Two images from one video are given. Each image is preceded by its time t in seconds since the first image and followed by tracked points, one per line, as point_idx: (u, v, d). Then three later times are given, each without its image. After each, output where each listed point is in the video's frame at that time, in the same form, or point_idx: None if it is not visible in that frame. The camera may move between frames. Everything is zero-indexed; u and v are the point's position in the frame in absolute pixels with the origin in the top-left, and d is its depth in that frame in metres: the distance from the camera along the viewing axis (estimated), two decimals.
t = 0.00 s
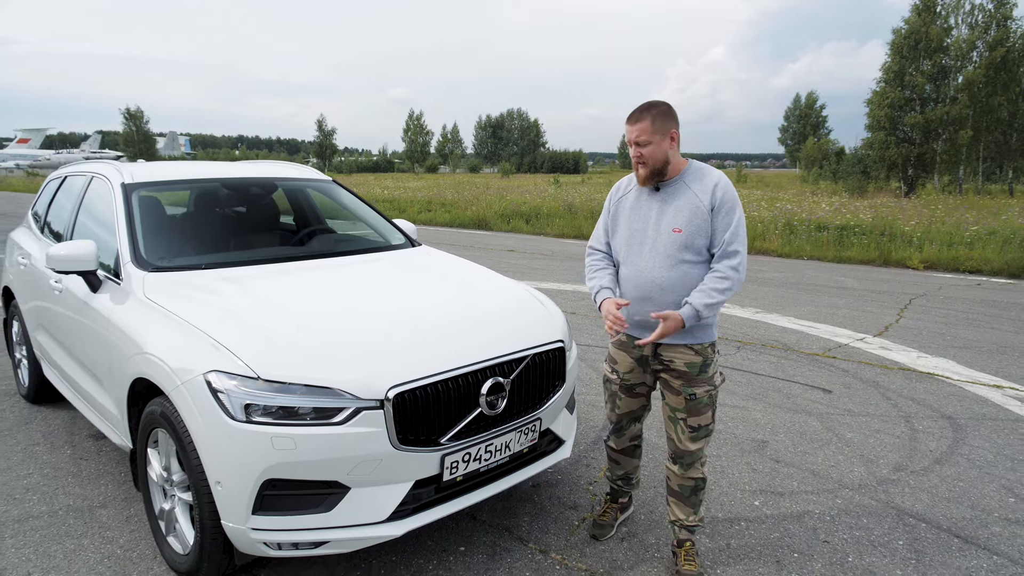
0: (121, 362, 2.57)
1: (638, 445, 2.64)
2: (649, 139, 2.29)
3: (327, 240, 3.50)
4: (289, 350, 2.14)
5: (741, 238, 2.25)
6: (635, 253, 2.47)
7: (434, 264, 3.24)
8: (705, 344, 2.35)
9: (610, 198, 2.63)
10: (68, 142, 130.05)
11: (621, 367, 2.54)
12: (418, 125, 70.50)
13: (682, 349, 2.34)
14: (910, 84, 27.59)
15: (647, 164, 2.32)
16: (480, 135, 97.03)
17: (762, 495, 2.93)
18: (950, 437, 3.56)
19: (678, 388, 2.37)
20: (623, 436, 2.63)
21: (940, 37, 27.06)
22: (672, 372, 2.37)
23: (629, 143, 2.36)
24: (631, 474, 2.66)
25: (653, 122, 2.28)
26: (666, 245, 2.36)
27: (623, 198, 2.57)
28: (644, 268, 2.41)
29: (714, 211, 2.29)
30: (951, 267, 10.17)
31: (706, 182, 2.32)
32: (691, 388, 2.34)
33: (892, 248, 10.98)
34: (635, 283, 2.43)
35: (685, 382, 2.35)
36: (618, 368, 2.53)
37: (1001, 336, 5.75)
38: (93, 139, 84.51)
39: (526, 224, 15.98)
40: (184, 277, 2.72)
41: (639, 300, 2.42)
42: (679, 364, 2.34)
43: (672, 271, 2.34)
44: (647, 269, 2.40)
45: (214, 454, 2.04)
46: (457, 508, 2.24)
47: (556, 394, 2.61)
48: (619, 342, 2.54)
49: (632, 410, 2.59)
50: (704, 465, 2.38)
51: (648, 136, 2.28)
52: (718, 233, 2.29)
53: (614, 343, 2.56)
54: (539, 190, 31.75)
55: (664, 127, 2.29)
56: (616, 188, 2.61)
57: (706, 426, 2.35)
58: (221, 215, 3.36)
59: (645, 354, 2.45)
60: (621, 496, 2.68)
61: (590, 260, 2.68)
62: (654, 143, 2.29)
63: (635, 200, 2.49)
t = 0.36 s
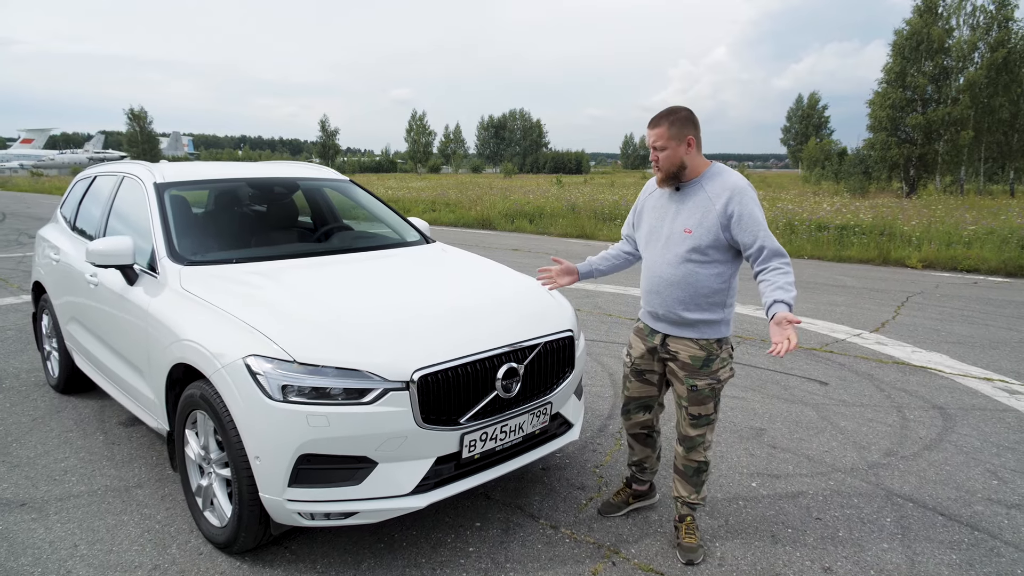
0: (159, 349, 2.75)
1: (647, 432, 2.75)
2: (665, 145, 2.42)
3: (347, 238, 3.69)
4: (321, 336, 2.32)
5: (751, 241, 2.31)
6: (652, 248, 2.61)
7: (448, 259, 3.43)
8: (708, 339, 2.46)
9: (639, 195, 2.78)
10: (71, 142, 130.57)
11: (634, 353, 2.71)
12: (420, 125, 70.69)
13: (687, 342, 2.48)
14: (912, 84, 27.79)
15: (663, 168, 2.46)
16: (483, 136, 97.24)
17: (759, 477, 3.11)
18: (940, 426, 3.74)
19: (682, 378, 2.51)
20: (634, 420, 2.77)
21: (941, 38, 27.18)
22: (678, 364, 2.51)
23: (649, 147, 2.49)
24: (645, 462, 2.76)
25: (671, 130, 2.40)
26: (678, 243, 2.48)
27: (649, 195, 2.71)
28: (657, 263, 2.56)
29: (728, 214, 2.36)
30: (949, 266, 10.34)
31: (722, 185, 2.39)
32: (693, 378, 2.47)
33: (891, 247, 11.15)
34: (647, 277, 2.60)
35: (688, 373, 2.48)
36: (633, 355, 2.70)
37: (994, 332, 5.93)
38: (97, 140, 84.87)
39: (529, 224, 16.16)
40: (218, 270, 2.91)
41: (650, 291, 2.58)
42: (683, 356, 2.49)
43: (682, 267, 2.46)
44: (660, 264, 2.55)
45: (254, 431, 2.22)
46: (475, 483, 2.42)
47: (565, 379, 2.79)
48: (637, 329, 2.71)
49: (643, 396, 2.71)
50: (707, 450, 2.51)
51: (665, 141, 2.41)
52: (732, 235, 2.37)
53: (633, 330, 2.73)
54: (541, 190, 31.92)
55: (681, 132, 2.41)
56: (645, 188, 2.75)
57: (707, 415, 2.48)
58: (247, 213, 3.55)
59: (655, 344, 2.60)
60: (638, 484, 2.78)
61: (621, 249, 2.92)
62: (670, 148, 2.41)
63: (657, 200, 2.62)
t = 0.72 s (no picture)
0: (193, 335, 2.92)
1: (653, 417, 2.91)
2: (700, 130, 2.58)
3: (365, 234, 3.87)
4: (349, 321, 2.51)
5: (757, 234, 2.46)
6: (665, 241, 2.78)
7: (461, 253, 3.62)
8: (713, 327, 2.61)
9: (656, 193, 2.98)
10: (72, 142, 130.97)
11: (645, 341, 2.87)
12: (421, 125, 70.85)
13: (693, 331, 2.65)
14: (911, 85, 28.03)
15: (693, 154, 2.59)
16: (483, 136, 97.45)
17: (757, 459, 3.29)
18: (929, 413, 3.93)
19: (687, 364, 2.68)
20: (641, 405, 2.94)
21: (940, 39, 27.34)
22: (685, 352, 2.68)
23: (677, 136, 2.64)
24: (651, 447, 2.90)
25: (704, 120, 2.58)
26: (690, 235, 2.66)
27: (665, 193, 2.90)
28: (669, 254, 2.74)
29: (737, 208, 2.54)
30: (945, 265, 10.54)
31: (733, 183, 2.57)
32: (698, 365, 2.64)
33: (888, 245, 11.33)
34: (659, 267, 2.77)
35: (694, 360, 2.65)
36: (642, 343, 2.86)
37: (985, 327, 6.13)
38: (98, 140, 85.05)
39: (531, 224, 16.34)
40: (248, 261, 3.09)
41: (661, 280, 2.75)
42: (690, 344, 2.65)
43: (692, 258, 2.63)
44: (671, 255, 2.72)
45: (288, 409, 2.40)
46: (490, 460, 2.60)
47: (574, 364, 2.97)
48: (648, 319, 2.87)
49: (651, 383, 2.87)
50: (709, 431, 2.68)
51: (699, 128, 2.58)
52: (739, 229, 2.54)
53: (645, 320, 2.90)
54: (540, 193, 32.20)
55: (712, 123, 2.60)
56: (661, 185, 2.93)
57: (709, 400, 2.65)
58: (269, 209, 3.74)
59: (664, 333, 2.76)
60: (646, 468, 2.92)
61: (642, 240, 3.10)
62: (704, 134, 2.58)
63: (672, 196, 2.81)
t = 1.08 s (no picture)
0: (224, 321, 3.09)
1: (659, 402, 3.05)
2: (725, 129, 2.74)
3: (381, 228, 4.05)
4: (375, 305, 2.68)
5: (774, 227, 2.64)
6: (680, 232, 2.89)
7: (474, 245, 3.80)
8: (728, 313, 2.78)
9: (664, 185, 3.07)
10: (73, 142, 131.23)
11: (656, 330, 2.97)
12: (422, 126, 71.03)
13: (709, 315, 2.79)
14: (910, 86, 28.24)
15: (720, 151, 2.72)
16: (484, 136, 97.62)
17: (755, 440, 3.47)
18: (921, 400, 4.11)
19: (702, 348, 2.82)
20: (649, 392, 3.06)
21: (939, 40, 27.52)
22: (701, 336, 2.82)
23: (701, 134, 2.75)
24: (659, 429, 3.07)
25: (726, 120, 2.74)
26: (707, 226, 2.79)
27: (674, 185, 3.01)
28: (684, 244, 2.86)
29: (754, 202, 2.70)
30: (941, 262, 10.72)
31: (749, 178, 2.73)
32: (714, 347, 2.78)
33: (886, 244, 11.51)
34: (674, 256, 2.88)
35: (709, 343, 2.80)
36: (653, 331, 2.96)
37: (978, 321, 6.31)
38: (99, 139, 85.19)
39: (533, 223, 16.51)
40: (274, 252, 3.26)
41: (675, 268, 2.86)
42: (706, 329, 2.80)
43: (710, 247, 2.76)
44: (688, 245, 2.84)
45: (320, 387, 2.58)
46: (507, 436, 2.78)
47: (583, 349, 3.15)
48: (658, 309, 2.97)
49: (661, 370, 2.98)
50: (717, 411, 2.84)
51: (723, 127, 2.73)
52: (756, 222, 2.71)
53: (653, 309, 2.99)
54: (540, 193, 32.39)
55: (731, 123, 2.78)
56: (668, 178, 3.05)
57: (722, 381, 2.81)
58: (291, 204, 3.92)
59: (677, 320, 2.88)
60: (651, 448, 3.09)
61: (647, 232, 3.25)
62: (729, 133, 2.74)
63: (685, 189, 2.92)
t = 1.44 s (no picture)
0: (249, 309, 3.26)
1: (656, 382, 3.21)
2: (725, 123, 2.87)
3: (395, 223, 4.21)
4: (395, 291, 2.84)
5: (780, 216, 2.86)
6: (689, 221, 3.01)
7: (484, 238, 3.97)
8: (734, 297, 2.95)
9: (666, 175, 3.17)
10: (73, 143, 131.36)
11: (659, 314, 3.09)
12: (421, 126, 71.17)
13: (715, 299, 2.95)
14: (907, 86, 28.43)
15: (722, 143, 2.87)
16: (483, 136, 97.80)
17: (754, 423, 3.63)
18: (914, 387, 4.27)
19: (708, 331, 2.98)
20: (650, 374, 3.20)
21: (937, 40, 27.70)
22: (707, 319, 2.98)
23: (703, 128, 2.89)
24: (657, 407, 3.24)
25: (726, 113, 2.88)
26: (716, 216, 2.93)
27: (678, 176, 3.12)
28: (694, 233, 2.97)
29: (759, 193, 2.90)
30: (937, 259, 10.91)
31: (754, 171, 2.92)
32: (718, 330, 2.96)
33: (882, 241, 11.68)
34: (683, 245, 2.98)
35: (715, 325, 2.97)
36: (657, 316, 3.09)
37: (971, 315, 6.48)
38: (100, 140, 85.30)
39: (534, 221, 16.68)
40: (295, 243, 3.42)
41: (684, 255, 2.97)
42: (712, 312, 2.96)
43: (720, 236, 2.90)
44: (697, 234, 2.96)
45: (344, 368, 2.74)
46: (520, 415, 2.94)
47: (590, 334, 3.31)
48: (660, 295, 3.09)
49: (662, 353, 3.11)
50: (718, 390, 3.02)
51: (724, 120, 2.87)
52: (760, 211, 2.91)
53: (655, 296, 3.11)
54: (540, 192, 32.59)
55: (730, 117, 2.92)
56: (670, 168, 3.15)
57: (727, 361, 2.99)
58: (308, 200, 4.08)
59: (684, 305, 3.02)
60: (650, 424, 3.27)
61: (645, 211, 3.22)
62: (729, 126, 2.88)
63: (691, 179, 3.04)
